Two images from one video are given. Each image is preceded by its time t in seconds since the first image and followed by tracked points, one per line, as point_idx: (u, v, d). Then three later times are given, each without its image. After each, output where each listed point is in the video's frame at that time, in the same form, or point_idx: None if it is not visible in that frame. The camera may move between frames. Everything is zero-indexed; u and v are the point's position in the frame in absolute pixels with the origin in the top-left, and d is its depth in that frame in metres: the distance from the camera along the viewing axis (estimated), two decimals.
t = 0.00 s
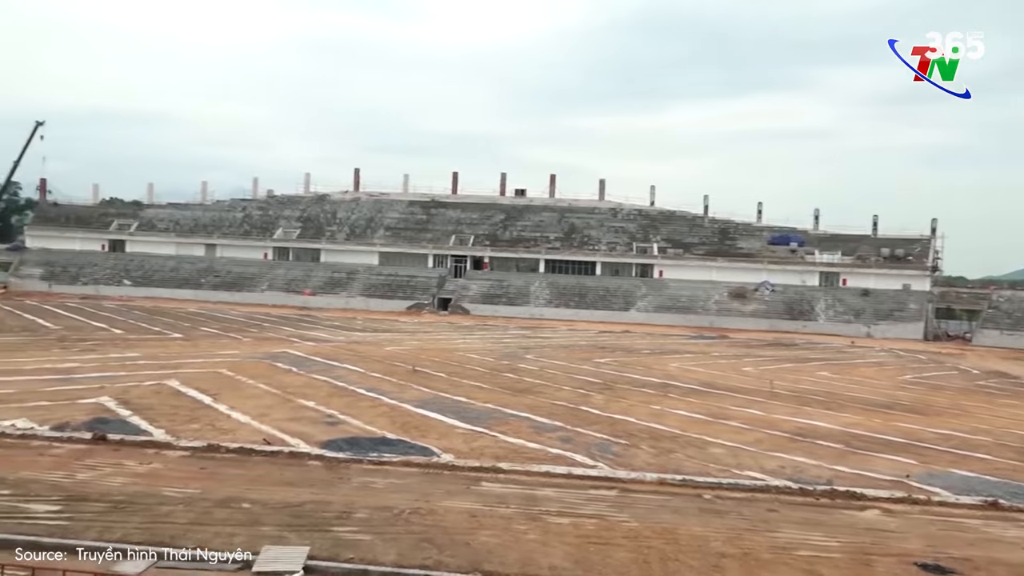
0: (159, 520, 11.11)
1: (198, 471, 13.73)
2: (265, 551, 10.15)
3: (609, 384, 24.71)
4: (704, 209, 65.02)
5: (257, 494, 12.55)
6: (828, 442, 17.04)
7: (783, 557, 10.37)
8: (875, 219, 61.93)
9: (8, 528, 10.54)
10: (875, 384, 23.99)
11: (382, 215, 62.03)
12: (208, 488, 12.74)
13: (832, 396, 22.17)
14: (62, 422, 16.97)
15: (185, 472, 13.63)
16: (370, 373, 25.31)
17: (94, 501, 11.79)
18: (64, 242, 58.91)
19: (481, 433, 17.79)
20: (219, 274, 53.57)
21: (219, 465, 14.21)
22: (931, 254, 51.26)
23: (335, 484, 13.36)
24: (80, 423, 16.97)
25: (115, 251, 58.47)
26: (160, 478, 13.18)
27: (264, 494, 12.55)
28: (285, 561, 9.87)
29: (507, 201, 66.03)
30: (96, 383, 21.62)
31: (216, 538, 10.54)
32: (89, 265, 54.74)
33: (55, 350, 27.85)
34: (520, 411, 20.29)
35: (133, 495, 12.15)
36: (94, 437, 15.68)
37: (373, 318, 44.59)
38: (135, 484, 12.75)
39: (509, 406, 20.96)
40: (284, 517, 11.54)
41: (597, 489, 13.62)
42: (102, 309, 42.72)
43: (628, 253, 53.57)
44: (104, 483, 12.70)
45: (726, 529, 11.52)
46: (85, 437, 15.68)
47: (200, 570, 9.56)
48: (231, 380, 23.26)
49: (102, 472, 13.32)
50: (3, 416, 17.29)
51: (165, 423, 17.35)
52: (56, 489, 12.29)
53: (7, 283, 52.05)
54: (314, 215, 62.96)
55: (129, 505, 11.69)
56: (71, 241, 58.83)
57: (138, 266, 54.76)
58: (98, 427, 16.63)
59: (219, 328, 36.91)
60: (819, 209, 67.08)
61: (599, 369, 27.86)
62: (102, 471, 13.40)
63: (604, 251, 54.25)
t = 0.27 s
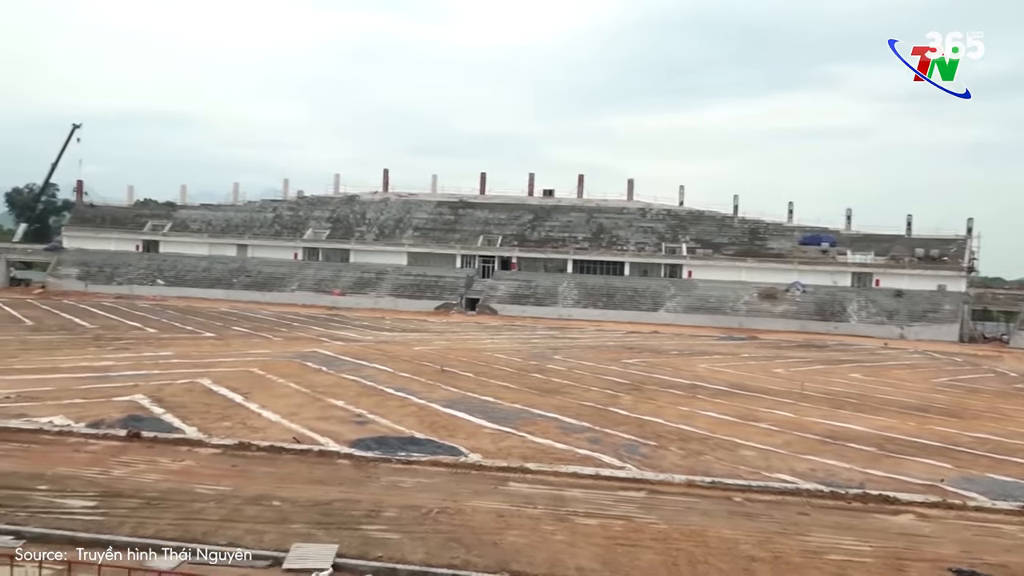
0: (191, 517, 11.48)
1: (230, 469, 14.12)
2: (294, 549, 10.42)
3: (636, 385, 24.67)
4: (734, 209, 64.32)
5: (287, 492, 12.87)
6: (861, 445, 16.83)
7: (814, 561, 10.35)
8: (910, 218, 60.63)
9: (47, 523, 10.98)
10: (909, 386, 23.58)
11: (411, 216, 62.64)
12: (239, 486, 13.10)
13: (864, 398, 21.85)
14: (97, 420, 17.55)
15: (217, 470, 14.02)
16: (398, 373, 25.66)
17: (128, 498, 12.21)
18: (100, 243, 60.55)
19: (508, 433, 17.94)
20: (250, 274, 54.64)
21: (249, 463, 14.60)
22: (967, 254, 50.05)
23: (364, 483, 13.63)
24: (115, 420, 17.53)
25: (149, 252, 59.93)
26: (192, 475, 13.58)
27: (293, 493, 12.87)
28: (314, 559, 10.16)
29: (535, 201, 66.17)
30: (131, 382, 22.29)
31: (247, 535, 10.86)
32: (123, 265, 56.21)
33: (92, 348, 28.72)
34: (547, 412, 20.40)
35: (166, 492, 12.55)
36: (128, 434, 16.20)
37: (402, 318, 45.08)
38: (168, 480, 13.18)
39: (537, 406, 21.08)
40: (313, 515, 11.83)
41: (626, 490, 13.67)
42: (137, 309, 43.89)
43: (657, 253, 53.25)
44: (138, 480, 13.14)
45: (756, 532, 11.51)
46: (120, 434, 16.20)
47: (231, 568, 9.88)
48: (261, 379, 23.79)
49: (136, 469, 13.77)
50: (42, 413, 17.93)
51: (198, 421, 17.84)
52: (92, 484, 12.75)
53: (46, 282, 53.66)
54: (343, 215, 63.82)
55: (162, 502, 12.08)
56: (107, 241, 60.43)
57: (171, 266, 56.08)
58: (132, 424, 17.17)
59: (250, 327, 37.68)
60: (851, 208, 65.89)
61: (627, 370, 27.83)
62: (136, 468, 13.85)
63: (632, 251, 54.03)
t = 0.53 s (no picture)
0: (221, 514, 11.83)
1: (259, 467, 14.50)
2: (320, 547, 10.68)
3: (663, 386, 24.62)
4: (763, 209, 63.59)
5: (314, 490, 13.18)
6: (892, 448, 16.62)
7: (845, 566, 10.32)
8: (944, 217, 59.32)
9: (82, 519, 11.42)
10: (942, 389, 23.15)
11: (438, 216, 63.16)
12: (267, 484, 13.45)
13: (896, 401, 21.52)
14: (130, 417, 18.10)
15: (247, 468, 14.42)
16: (425, 373, 25.96)
17: (159, 494, 12.61)
18: (133, 243, 62.11)
19: (534, 433, 18.08)
20: (279, 274, 55.63)
21: (278, 461, 14.97)
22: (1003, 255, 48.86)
23: (391, 482, 13.89)
24: (147, 418, 18.08)
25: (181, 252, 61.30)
26: (222, 473, 13.98)
27: (321, 491, 13.17)
28: (341, 557, 10.41)
29: (561, 201, 66.19)
30: (163, 380, 22.93)
31: (276, 532, 11.17)
32: (155, 265, 57.57)
33: (125, 347, 29.55)
34: (574, 412, 20.49)
35: (196, 489, 12.94)
36: (160, 432, 16.72)
37: (428, 318, 45.50)
38: (199, 478, 13.58)
39: (563, 407, 21.20)
40: (340, 513, 12.10)
41: (652, 491, 13.71)
42: (169, 308, 44.98)
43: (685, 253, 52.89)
44: (169, 477, 13.56)
45: (785, 535, 11.48)
46: (151, 432, 16.72)
47: (260, 566, 10.19)
48: (290, 378, 24.28)
49: (167, 466, 14.21)
50: (77, 410, 18.56)
51: (228, 419, 18.32)
52: (125, 481, 13.19)
53: (81, 282, 55.18)
54: (371, 216, 64.58)
55: (193, 499, 12.46)
56: (140, 242, 61.94)
57: (201, 266, 57.32)
58: (163, 422, 17.69)
59: (280, 327, 38.38)
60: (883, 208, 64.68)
61: (653, 371, 27.78)
62: (167, 465, 14.28)
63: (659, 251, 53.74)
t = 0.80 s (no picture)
0: (249, 512, 12.16)
1: (287, 465, 14.86)
2: (347, 545, 10.94)
3: (690, 387, 24.55)
4: (791, 209, 62.79)
5: (341, 489, 13.48)
6: (924, 451, 16.41)
7: (874, 570, 10.29)
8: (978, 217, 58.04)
9: (114, 514, 11.82)
10: (976, 391, 22.73)
11: (463, 216, 63.55)
12: (295, 482, 13.79)
13: (927, 403, 21.19)
14: (160, 415, 18.64)
15: (274, 466, 14.78)
16: (450, 373, 26.22)
17: (189, 491, 13.00)
18: (164, 244, 63.56)
19: (559, 433, 18.19)
20: (306, 274, 56.50)
21: (306, 460, 15.32)
22: None
23: (417, 481, 14.14)
24: (177, 416, 18.60)
25: (210, 253, 62.57)
26: (251, 471, 14.36)
27: (348, 489, 13.47)
28: (368, 555, 10.66)
29: (587, 202, 66.17)
30: (192, 379, 23.52)
31: (303, 530, 11.46)
32: (185, 265, 58.86)
33: (156, 346, 30.32)
34: (599, 413, 20.56)
35: (225, 487, 13.31)
36: (189, 430, 17.20)
37: (454, 318, 45.87)
38: (228, 475, 13.97)
39: (589, 407, 21.27)
40: (366, 512, 12.36)
41: (678, 493, 13.75)
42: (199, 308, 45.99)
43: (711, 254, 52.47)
44: (199, 474, 13.97)
45: (813, 539, 11.46)
46: (182, 429, 17.22)
47: (288, 563, 10.48)
48: (317, 377, 24.74)
49: (196, 464, 14.63)
50: (109, 408, 19.15)
51: (256, 418, 18.75)
52: (155, 478, 13.61)
53: (114, 281, 56.61)
54: (397, 216, 65.23)
55: (221, 496, 12.83)
56: (170, 242, 63.36)
57: (230, 266, 58.44)
58: (193, 420, 18.18)
59: (308, 326, 39.01)
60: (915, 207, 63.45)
61: (679, 372, 27.68)
62: (196, 463, 14.71)
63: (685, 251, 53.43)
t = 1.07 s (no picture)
0: (277, 509, 12.50)
1: (314, 464, 15.22)
2: (373, 544, 11.20)
3: (717, 389, 24.45)
4: (821, 208, 61.91)
5: (368, 487, 13.79)
6: (957, 455, 16.20)
7: None
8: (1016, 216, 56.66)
9: (145, 511, 12.22)
10: (1012, 394, 22.28)
11: (490, 217, 63.87)
12: (322, 480, 14.13)
13: (961, 406, 20.85)
14: (190, 414, 19.18)
15: (302, 464, 15.15)
16: (477, 373, 26.46)
17: (218, 489, 13.40)
18: (194, 244, 64.94)
19: (586, 434, 18.30)
20: (333, 274, 57.33)
21: (333, 459, 15.67)
22: None
23: (443, 481, 14.39)
24: (206, 414, 19.11)
25: (239, 253, 63.78)
26: (279, 469, 14.75)
27: (374, 488, 13.77)
28: (395, 554, 10.92)
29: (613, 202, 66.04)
30: (222, 377, 24.11)
31: (330, 529, 11.76)
32: (214, 265, 60.09)
33: (187, 345, 31.06)
34: (625, 414, 20.61)
35: (254, 484, 13.69)
36: (218, 428, 17.69)
37: (480, 318, 46.20)
38: (256, 473, 14.36)
39: (615, 408, 21.32)
40: (393, 511, 12.64)
41: (705, 495, 13.78)
42: (229, 308, 46.97)
43: (739, 254, 51.98)
44: (228, 472, 14.38)
45: (843, 543, 11.44)
46: (211, 428, 17.71)
47: (316, 561, 10.78)
48: (344, 376, 25.18)
49: (225, 462, 15.06)
50: (140, 406, 19.74)
51: (284, 417, 19.19)
52: (186, 475, 14.05)
53: (145, 281, 57.98)
54: (424, 217, 65.81)
55: (250, 493, 13.20)
56: (200, 242, 64.66)
57: (259, 266, 59.51)
58: (222, 418, 18.68)
59: (336, 326, 39.62)
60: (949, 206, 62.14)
61: (707, 373, 27.56)
62: (226, 461, 15.14)
63: (713, 252, 53.03)
